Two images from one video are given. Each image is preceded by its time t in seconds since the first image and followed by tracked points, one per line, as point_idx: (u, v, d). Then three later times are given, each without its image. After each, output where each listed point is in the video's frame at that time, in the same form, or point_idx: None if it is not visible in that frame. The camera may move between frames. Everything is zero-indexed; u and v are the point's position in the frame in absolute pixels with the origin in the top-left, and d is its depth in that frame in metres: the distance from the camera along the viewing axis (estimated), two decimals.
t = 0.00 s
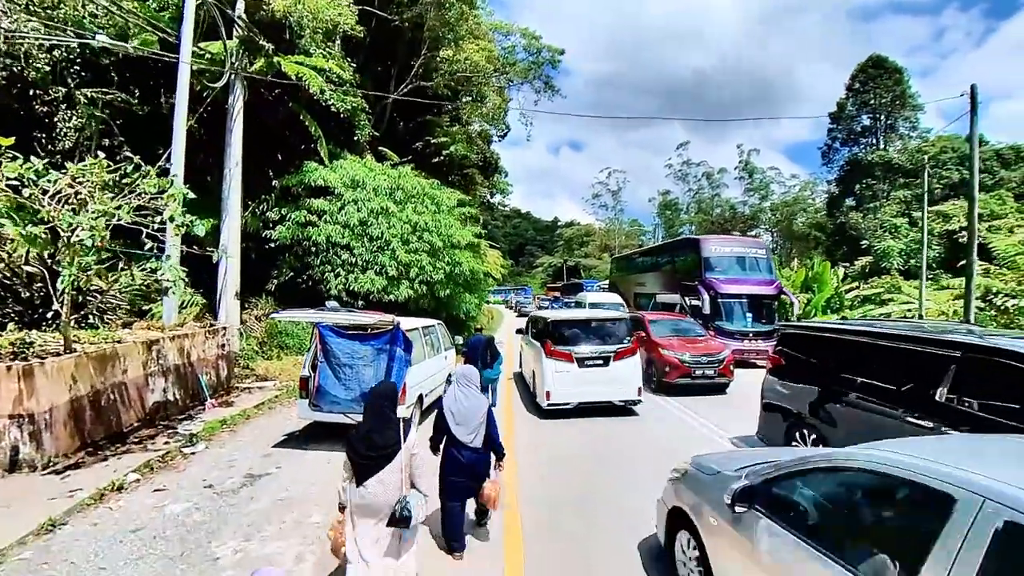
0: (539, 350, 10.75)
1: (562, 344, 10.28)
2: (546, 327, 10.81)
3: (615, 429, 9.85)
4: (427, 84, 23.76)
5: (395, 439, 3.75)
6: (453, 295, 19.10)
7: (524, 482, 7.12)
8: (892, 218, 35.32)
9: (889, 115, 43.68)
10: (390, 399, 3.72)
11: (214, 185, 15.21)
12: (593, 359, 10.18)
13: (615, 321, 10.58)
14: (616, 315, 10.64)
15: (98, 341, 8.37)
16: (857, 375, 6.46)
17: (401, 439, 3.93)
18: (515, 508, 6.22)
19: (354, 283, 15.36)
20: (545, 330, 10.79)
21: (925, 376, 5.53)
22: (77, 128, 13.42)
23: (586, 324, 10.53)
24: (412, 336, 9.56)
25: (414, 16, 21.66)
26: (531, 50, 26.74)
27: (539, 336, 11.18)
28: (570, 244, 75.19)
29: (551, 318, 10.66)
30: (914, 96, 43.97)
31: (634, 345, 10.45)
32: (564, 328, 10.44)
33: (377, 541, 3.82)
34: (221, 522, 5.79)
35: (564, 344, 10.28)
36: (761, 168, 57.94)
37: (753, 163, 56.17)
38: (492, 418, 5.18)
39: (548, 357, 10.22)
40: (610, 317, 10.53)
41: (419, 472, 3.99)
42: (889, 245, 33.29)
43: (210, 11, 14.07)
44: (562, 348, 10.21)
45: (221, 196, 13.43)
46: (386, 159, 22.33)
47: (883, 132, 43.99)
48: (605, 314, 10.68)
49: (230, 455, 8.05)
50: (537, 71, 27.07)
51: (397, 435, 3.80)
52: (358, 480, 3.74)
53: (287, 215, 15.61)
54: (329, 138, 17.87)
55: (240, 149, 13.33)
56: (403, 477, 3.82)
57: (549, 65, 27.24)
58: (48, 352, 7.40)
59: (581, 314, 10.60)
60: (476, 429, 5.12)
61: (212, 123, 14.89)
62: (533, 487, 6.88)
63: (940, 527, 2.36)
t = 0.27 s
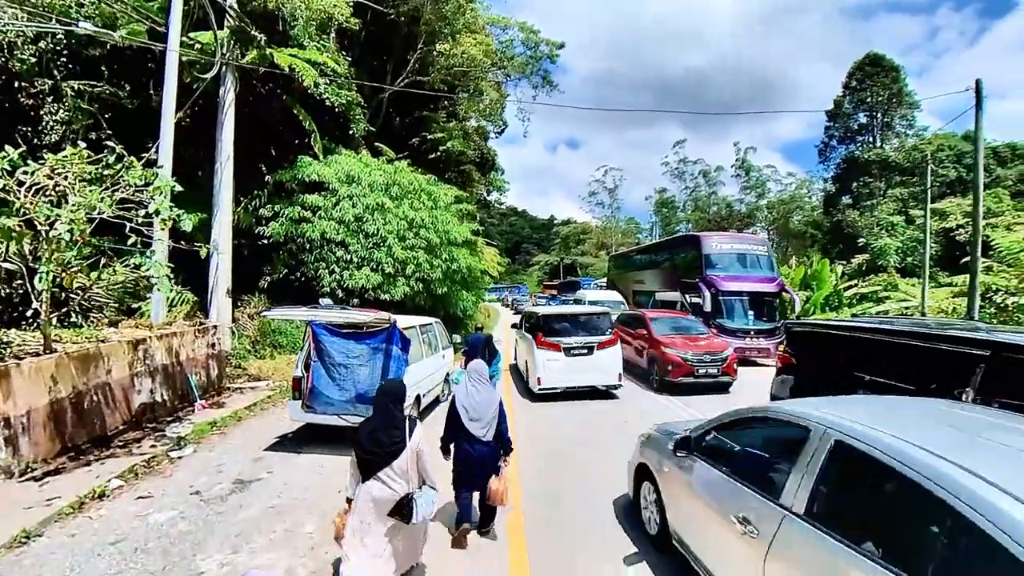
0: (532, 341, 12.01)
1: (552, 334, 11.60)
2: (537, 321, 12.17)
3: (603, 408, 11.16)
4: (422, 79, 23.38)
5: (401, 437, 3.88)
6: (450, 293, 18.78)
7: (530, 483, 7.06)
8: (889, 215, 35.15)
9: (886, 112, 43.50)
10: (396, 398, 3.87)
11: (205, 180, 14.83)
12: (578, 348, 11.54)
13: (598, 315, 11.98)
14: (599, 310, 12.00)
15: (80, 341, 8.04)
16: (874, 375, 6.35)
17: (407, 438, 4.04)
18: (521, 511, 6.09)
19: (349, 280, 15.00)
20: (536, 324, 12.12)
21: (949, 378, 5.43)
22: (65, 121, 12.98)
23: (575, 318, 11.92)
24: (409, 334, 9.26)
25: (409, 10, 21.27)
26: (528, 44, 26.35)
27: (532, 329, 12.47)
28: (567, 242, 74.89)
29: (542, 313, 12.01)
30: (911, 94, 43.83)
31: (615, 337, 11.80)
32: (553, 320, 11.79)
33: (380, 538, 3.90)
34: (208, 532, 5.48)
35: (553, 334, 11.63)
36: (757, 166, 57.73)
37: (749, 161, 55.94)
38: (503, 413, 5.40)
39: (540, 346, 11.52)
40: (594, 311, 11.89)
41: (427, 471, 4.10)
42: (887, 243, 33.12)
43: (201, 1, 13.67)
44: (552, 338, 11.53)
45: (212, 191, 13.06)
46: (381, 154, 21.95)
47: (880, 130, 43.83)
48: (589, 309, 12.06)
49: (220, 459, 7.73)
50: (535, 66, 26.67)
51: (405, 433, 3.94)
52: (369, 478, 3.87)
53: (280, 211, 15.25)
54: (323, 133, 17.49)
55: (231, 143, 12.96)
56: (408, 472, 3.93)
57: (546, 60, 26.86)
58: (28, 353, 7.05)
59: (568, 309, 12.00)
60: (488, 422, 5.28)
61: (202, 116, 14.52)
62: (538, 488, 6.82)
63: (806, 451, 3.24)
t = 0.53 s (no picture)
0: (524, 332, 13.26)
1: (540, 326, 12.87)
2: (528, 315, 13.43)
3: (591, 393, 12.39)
4: (418, 74, 23.05)
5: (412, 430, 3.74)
6: (447, 291, 18.52)
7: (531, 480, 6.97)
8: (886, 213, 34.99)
9: (883, 110, 43.37)
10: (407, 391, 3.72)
11: (196, 176, 14.51)
12: (563, 339, 12.78)
13: (582, 310, 13.24)
14: (584, 306, 13.24)
15: (63, 341, 7.74)
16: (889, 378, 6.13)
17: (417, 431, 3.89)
18: (522, 510, 6.01)
19: (344, 277, 14.71)
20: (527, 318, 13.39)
21: (987, 381, 5.40)
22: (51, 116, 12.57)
23: (563, 313, 13.16)
24: (406, 333, 8.98)
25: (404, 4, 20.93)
26: (526, 39, 26.01)
27: (523, 323, 13.69)
28: (563, 240, 74.62)
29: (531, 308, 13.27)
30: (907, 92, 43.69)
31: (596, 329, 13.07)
32: (541, 314, 13.03)
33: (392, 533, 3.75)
34: (194, 542, 5.21)
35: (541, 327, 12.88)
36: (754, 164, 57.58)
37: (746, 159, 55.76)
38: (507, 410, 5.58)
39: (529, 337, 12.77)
40: (579, 307, 13.11)
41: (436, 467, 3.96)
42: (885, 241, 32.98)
43: None
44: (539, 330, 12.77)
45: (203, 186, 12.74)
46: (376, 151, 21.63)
47: (876, 128, 43.72)
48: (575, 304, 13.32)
49: (210, 462, 7.46)
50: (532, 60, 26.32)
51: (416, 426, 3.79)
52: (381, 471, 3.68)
53: (274, 207, 14.94)
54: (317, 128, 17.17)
55: (223, 137, 12.64)
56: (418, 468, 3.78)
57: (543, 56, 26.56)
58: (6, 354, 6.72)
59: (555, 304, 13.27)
60: (492, 418, 5.51)
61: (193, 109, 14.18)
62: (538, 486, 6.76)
63: (723, 408, 4.38)
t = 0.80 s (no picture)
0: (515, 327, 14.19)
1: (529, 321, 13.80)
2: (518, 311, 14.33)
3: (576, 381, 13.25)
4: (413, 70, 22.71)
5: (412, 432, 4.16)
6: (443, 290, 18.25)
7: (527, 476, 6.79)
8: (882, 211, 34.83)
9: (879, 108, 43.23)
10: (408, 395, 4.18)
11: (186, 172, 14.18)
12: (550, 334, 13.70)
13: (568, 306, 14.12)
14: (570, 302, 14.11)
15: (43, 342, 7.42)
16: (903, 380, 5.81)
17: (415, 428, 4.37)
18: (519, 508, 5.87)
19: (338, 277, 14.44)
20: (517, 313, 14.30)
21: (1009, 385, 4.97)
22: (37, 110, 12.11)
23: (551, 309, 14.05)
24: (400, 333, 8.73)
25: None
26: (523, 34, 25.68)
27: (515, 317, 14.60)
28: (559, 238, 74.33)
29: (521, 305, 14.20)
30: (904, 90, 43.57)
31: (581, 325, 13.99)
32: (530, 310, 13.95)
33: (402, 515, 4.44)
34: (177, 555, 4.96)
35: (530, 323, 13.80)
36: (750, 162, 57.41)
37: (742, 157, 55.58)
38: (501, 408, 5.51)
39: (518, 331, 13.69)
40: (566, 304, 14.00)
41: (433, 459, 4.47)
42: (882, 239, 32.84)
43: None
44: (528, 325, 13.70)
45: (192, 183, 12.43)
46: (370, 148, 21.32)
47: (873, 126, 43.57)
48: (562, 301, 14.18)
49: (197, 468, 7.20)
50: (529, 56, 26.00)
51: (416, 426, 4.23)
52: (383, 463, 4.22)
53: (266, 204, 14.63)
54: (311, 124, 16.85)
55: (213, 132, 12.32)
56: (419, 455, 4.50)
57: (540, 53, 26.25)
58: None
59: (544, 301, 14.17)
60: (486, 416, 5.43)
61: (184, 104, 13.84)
62: (535, 482, 6.59)
63: (666, 383, 5.38)
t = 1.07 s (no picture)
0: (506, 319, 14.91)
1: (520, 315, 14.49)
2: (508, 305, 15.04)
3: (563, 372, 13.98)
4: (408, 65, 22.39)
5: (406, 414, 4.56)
6: (438, 288, 18.00)
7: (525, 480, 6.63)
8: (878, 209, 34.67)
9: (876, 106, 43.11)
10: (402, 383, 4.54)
11: (176, 167, 13.86)
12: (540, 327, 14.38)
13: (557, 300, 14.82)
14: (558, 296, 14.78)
15: (23, 342, 7.10)
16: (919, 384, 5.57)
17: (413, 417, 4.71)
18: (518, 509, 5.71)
19: (332, 275, 14.16)
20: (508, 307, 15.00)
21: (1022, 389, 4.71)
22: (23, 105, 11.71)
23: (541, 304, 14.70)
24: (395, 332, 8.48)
25: None
26: (519, 28, 25.38)
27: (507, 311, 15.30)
28: (555, 236, 74.01)
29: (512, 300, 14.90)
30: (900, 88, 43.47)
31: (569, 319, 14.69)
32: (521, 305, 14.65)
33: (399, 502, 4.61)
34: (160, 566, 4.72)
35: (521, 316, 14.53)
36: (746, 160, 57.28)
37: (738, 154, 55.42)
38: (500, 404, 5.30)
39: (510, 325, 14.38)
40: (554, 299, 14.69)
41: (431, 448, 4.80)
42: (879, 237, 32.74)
43: None
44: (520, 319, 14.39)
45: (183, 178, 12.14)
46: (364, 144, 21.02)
47: (869, 124, 43.49)
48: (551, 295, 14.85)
49: (185, 472, 6.97)
50: (525, 51, 25.67)
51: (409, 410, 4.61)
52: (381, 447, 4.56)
53: (258, 201, 14.34)
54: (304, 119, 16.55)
55: (203, 127, 12.02)
56: (417, 448, 4.63)
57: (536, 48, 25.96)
58: None
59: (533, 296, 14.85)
60: (484, 411, 5.20)
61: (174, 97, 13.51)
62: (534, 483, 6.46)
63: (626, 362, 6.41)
